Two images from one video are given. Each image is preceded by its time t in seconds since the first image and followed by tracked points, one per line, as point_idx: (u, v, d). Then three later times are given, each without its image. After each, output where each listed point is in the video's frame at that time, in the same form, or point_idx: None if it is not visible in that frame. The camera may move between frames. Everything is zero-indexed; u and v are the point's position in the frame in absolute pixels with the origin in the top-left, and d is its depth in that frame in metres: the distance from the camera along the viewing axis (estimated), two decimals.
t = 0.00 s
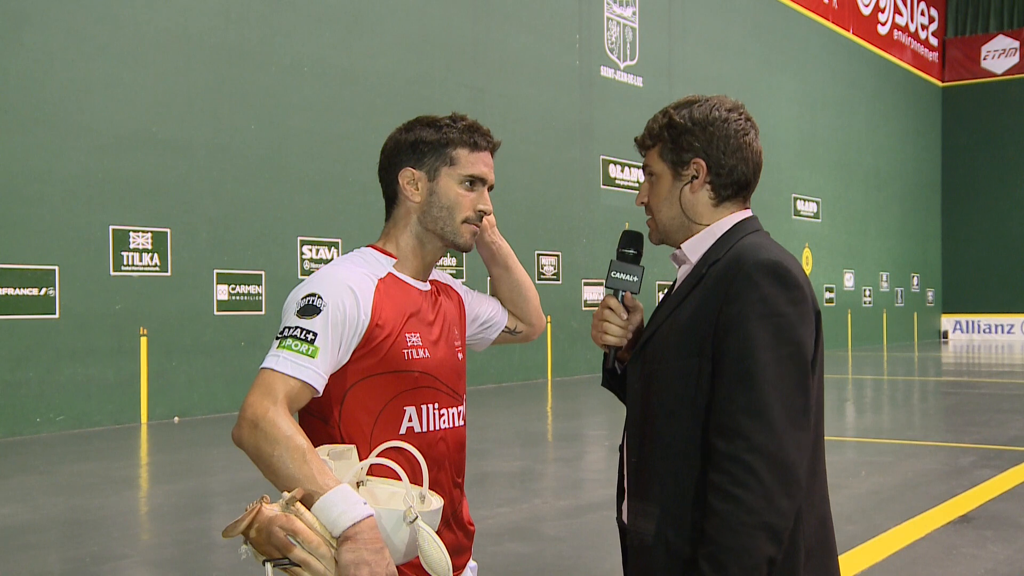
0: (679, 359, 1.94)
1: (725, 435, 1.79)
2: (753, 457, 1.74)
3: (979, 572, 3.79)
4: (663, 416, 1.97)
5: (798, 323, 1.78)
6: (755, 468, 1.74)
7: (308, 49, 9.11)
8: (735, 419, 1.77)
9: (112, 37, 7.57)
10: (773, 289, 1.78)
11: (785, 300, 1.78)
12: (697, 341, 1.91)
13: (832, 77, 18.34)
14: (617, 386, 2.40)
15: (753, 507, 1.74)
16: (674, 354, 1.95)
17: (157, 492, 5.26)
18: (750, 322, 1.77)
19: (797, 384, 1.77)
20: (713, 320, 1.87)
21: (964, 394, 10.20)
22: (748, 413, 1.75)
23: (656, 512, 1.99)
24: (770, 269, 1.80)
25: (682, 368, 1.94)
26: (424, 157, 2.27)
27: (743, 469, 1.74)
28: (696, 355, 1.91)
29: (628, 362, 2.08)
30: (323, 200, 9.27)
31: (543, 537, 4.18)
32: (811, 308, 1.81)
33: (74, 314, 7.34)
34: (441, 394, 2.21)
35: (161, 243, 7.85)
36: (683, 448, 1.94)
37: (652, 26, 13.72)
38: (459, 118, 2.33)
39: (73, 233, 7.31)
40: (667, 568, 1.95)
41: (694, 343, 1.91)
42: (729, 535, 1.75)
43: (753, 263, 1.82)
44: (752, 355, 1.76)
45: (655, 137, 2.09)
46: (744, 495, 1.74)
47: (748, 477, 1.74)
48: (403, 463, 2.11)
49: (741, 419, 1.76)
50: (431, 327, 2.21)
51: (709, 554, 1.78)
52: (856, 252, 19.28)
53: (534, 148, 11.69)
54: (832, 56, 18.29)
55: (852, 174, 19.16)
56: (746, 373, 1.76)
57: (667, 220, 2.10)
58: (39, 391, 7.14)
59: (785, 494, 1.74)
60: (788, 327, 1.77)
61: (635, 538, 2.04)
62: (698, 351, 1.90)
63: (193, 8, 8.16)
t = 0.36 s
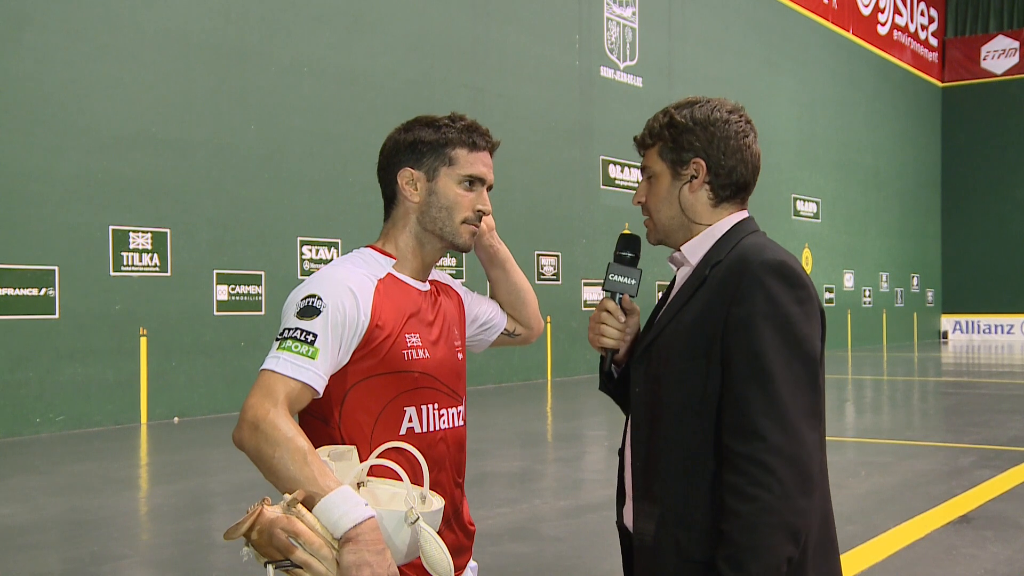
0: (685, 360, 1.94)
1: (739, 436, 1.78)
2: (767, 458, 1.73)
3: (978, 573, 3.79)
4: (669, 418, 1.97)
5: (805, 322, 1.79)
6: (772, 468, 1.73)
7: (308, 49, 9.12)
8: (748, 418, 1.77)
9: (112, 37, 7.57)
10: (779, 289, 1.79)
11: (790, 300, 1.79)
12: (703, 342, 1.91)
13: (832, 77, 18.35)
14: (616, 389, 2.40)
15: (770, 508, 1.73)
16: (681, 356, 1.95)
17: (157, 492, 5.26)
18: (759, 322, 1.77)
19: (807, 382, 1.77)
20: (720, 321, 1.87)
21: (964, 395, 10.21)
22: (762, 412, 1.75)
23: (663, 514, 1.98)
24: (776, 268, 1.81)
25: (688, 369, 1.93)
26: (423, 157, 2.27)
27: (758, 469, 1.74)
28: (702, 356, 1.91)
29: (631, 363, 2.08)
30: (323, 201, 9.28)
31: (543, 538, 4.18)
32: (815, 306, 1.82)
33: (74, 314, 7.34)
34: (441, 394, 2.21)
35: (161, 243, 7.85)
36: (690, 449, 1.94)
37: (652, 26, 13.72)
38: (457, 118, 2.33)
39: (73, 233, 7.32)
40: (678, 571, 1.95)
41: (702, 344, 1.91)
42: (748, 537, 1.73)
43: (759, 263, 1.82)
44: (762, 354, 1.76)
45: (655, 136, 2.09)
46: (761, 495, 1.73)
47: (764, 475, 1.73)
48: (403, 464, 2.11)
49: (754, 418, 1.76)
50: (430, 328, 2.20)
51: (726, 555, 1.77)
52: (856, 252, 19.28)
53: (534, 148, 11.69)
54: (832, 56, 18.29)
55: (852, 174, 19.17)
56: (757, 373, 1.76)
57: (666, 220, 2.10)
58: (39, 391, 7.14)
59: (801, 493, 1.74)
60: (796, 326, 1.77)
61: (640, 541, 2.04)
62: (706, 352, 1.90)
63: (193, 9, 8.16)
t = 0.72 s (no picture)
0: (676, 359, 1.94)
1: (725, 433, 1.79)
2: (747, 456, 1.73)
3: (978, 572, 3.79)
4: (660, 415, 1.98)
5: (793, 320, 1.78)
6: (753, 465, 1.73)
7: (308, 49, 9.12)
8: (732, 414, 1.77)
9: (112, 37, 7.57)
10: (768, 287, 1.79)
11: (779, 298, 1.78)
12: (695, 340, 1.91)
13: (832, 77, 18.35)
14: (616, 387, 2.40)
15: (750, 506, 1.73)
16: (673, 353, 1.95)
17: (157, 492, 5.26)
18: (746, 319, 1.78)
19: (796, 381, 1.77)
20: (711, 319, 1.87)
21: (963, 395, 10.22)
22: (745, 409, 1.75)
23: (656, 510, 1.99)
24: (765, 266, 1.81)
25: (680, 367, 1.94)
26: (420, 157, 2.27)
27: (739, 466, 1.74)
28: (694, 354, 1.91)
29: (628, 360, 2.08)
30: (323, 201, 9.28)
31: (543, 538, 4.18)
32: (807, 304, 1.81)
33: (74, 314, 7.34)
34: (439, 393, 2.22)
35: (161, 243, 7.85)
36: (682, 447, 1.94)
37: (652, 26, 13.72)
38: (455, 117, 2.33)
39: (73, 233, 7.32)
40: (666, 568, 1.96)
41: (693, 342, 1.91)
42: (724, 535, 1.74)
43: (749, 262, 1.82)
44: (749, 352, 1.76)
45: (650, 138, 2.09)
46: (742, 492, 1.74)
47: (744, 472, 1.74)
48: (401, 462, 2.12)
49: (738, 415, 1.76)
50: (428, 327, 2.20)
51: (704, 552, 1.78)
52: (856, 252, 19.28)
53: (534, 148, 11.69)
54: (832, 57, 18.30)
55: (852, 174, 19.17)
56: (742, 370, 1.76)
57: (662, 220, 2.11)
58: (38, 390, 7.14)
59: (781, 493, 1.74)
60: (784, 325, 1.77)
61: (634, 537, 2.05)
62: (698, 350, 1.90)
63: (193, 9, 8.16)
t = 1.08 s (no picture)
0: (668, 358, 1.94)
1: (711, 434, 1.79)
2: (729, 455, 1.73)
3: (978, 572, 3.79)
4: (652, 415, 1.97)
5: (780, 324, 1.78)
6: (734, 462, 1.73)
7: (308, 49, 9.12)
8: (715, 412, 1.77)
9: (112, 37, 7.57)
10: (758, 289, 1.79)
11: (766, 300, 1.78)
12: (687, 340, 1.91)
13: (832, 77, 18.35)
14: (613, 387, 2.40)
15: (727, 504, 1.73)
16: (664, 353, 1.95)
17: (157, 492, 5.26)
18: (735, 320, 1.78)
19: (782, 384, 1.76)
20: (700, 320, 1.87)
21: (963, 395, 10.22)
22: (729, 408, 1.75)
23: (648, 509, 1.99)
24: (755, 268, 1.81)
25: (671, 367, 1.94)
26: (416, 157, 2.27)
27: (721, 465, 1.74)
28: (685, 354, 1.91)
29: (623, 361, 2.08)
30: (323, 201, 9.28)
31: (543, 538, 4.18)
32: (798, 308, 1.81)
33: (74, 314, 7.34)
34: (436, 393, 2.22)
35: (161, 243, 7.85)
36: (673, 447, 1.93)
37: (652, 26, 13.73)
38: (450, 117, 2.33)
39: (73, 233, 7.32)
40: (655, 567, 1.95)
41: (683, 342, 1.91)
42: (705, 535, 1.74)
43: (740, 263, 1.83)
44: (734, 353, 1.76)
45: (644, 140, 2.09)
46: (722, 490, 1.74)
47: (725, 471, 1.73)
48: (399, 463, 2.12)
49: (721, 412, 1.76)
50: (425, 327, 2.20)
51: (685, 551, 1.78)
52: (856, 252, 19.28)
53: (534, 148, 11.69)
54: (832, 57, 18.29)
55: (852, 174, 19.17)
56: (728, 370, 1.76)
57: (660, 221, 2.11)
58: (39, 390, 7.14)
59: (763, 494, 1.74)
60: (771, 326, 1.77)
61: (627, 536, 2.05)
62: (688, 350, 1.90)
63: (192, 9, 8.16)
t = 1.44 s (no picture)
0: (668, 358, 1.94)
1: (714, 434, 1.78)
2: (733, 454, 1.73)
3: (978, 572, 3.79)
4: (652, 416, 1.97)
5: (779, 322, 1.78)
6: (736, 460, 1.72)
7: (308, 49, 9.12)
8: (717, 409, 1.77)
9: (112, 37, 7.57)
10: (756, 288, 1.79)
11: (765, 299, 1.78)
12: (687, 340, 1.91)
13: (832, 77, 18.35)
14: (609, 388, 2.40)
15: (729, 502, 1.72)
16: (665, 353, 1.95)
17: (157, 492, 5.27)
18: (734, 318, 1.78)
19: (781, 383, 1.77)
20: (699, 318, 1.87)
21: (963, 395, 10.22)
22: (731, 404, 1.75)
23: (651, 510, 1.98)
24: (754, 266, 1.81)
25: (671, 367, 1.93)
26: (415, 157, 2.27)
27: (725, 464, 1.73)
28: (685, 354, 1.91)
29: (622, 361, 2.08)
30: (323, 201, 9.28)
31: (543, 538, 4.18)
32: (796, 306, 1.82)
33: (74, 315, 7.34)
34: (435, 396, 2.21)
35: (161, 243, 7.85)
36: (674, 447, 1.93)
37: (651, 26, 13.73)
38: (448, 115, 2.33)
39: (73, 233, 7.32)
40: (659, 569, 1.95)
41: (683, 341, 1.91)
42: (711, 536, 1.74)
43: (737, 261, 1.83)
44: (736, 350, 1.76)
45: (641, 139, 2.09)
46: (726, 488, 1.73)
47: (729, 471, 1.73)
48: (395, 464, 2.11)
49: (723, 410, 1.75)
50: (424, 329, 2.20)
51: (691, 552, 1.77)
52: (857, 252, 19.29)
53: (534, 148, 11.69)
54: (832, 56, 18.29)
55: (852, 174, 19.17)
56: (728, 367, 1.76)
57: (654, 221, 2.11)
58: (39, 390, 7.14)
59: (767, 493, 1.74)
60: (771, 326, 1.77)
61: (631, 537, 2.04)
62: (687, 349, 1.90)
63: (192, 9, 8.16)
